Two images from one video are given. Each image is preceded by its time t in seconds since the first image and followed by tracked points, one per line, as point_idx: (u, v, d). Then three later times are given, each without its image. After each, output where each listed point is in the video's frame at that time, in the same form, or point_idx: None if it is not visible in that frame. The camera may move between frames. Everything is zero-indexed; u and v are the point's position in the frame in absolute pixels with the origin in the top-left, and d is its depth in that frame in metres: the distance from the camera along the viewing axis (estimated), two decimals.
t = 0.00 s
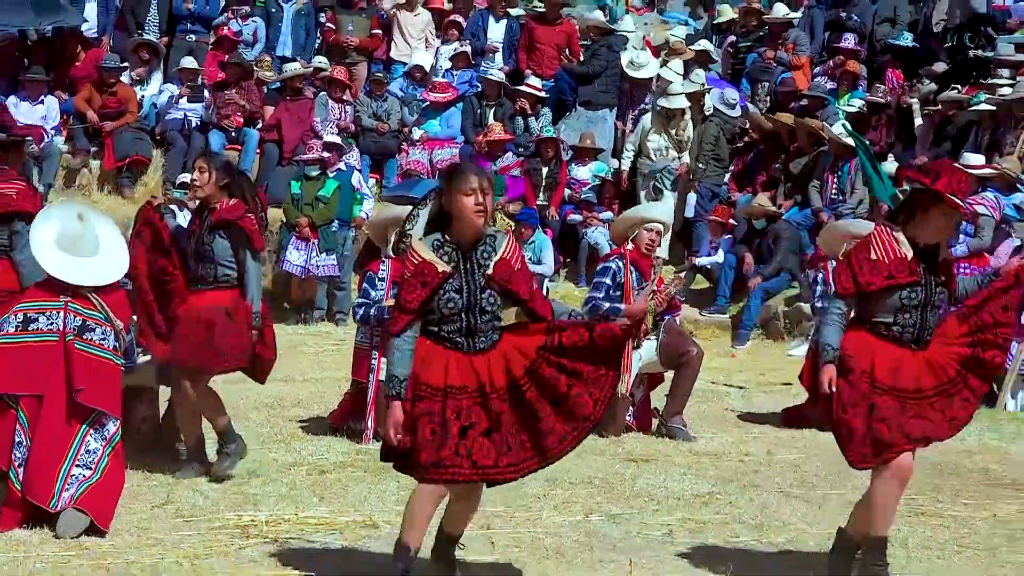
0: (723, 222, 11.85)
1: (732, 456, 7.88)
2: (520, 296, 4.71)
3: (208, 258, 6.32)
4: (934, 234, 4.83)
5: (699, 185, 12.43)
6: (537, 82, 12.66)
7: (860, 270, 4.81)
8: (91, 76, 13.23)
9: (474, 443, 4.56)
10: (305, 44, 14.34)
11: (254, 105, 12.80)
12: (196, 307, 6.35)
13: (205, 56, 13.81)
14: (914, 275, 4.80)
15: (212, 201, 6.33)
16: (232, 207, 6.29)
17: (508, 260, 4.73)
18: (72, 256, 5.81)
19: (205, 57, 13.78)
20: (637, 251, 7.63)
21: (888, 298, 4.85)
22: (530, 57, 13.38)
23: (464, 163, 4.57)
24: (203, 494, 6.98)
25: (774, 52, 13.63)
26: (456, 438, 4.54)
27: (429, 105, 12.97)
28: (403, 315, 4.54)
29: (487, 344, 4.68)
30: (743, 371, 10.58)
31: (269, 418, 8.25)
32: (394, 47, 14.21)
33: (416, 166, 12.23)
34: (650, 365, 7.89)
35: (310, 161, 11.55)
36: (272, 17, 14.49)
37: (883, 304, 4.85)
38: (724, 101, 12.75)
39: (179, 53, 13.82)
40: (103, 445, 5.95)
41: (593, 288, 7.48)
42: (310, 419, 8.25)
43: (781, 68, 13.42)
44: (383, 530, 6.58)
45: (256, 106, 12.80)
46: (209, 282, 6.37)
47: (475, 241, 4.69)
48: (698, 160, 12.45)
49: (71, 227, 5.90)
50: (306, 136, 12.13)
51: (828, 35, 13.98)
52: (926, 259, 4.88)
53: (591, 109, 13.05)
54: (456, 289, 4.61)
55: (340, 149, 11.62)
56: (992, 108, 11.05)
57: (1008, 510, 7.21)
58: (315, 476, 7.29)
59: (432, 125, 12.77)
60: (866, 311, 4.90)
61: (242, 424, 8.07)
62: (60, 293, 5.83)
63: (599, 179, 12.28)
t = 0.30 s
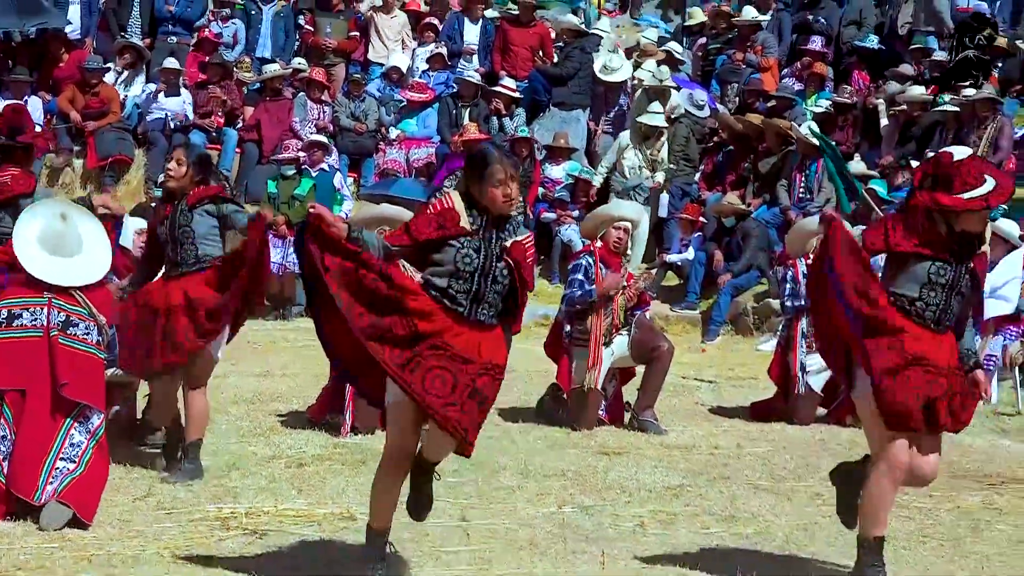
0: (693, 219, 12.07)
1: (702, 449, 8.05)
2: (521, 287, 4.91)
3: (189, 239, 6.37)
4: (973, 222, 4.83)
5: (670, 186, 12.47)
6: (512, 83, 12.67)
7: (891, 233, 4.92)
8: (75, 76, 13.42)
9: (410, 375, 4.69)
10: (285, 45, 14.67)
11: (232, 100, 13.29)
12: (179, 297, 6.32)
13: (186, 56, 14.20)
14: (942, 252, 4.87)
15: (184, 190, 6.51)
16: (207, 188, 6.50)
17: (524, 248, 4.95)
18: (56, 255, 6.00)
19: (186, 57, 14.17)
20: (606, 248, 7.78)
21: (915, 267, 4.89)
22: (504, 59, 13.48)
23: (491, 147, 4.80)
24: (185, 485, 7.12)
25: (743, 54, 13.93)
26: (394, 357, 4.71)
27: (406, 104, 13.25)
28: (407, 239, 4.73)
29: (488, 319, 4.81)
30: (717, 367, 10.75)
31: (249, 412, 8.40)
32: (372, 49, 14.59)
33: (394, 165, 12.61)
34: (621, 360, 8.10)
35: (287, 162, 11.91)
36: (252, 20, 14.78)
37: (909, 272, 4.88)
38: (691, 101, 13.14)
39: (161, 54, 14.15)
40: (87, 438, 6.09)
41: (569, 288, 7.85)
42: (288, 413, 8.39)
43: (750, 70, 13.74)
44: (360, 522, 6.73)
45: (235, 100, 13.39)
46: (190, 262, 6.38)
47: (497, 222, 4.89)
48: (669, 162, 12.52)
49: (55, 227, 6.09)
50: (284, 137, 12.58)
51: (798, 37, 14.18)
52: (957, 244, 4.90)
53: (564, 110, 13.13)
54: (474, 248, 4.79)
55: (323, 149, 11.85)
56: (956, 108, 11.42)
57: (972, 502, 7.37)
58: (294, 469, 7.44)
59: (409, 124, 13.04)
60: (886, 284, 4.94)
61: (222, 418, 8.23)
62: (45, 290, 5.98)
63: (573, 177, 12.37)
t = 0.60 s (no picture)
0: (654, 215, 12.09)
1: (663, 445, 8.08)
2: (541, 303, 4.71)
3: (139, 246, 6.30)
4: (990, 221, 4.77)
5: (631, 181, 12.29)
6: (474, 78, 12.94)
7: (921, 249, 4.68)
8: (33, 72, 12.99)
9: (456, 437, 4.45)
10: (246, 40, 14.76)
11: (193, 98, 13.52)
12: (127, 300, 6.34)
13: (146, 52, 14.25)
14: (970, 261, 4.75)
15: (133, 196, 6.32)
16: (157, 192, 6.31)
17: (534, 259, 4.75)
18: (17, 252, 5.94)
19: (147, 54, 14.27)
20: (566, 243, 7.83)
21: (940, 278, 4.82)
22: (466, 55, 13.61)
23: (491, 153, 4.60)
24: (146, 483, 7.09)
25: (704, 51, 13.91)
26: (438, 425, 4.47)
27: (368, 100, 13.39)
28: (416, 298, 4.56)
29: (511, 344, 4.63)
30: (680, 363, 10.78)
31: (210, 409, 8.38)
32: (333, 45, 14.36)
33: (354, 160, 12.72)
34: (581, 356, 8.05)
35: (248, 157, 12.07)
36: (212, 16, 14.98)
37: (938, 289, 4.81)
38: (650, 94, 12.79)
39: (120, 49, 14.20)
40: (47, 434, 6.06)
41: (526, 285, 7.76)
42: (249, 409, 8.38)
43: (711, 66, 13.77)
44: (320, 519, 6.71)
45: (194, 100, 13.51)
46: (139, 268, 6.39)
47: (500, 236, 4.70)
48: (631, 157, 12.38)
49: (15, 224, 6.04)
50: (245, 132, 12.66)
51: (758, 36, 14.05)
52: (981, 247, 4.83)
53: (525, 106, 13.16)
54: (482, 280, 4.60)
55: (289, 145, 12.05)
56: (916, 105, 11.34)
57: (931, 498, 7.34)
58: (255, 466, 7.41)
59: (370, 121, 13.23)
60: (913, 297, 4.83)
61: (183, 416, 8.20)
62: (4, 287, 5.93)
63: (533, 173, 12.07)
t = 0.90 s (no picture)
0: (624, 209, 11.86)
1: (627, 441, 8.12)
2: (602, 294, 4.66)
3: (83, 250, 6.40)
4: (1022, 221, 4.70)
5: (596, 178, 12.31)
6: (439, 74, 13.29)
7: (954, 260, 4.70)
8: None
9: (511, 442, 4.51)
10: (209, 36, 14.85)
11: (156, 99, 13.47)
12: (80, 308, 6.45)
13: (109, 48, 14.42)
14: (1005, 267, 4.70)
15: (81, 191, 6.32)
16: (101, 195, 6.33)
17: (588, 250, 4.68)
18: None
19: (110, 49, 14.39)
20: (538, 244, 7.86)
21: (976, 288, 4.73)
22: (429, 50, 13.96)
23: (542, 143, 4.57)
24: (110, 481, 7.07)
25: (667, 47, 13.91)
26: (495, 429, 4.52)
27: (332, 96, 13.40)
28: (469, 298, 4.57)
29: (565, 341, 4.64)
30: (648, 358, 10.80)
31: (173, 406, 8.38)
32: (297, 41, 14.42)
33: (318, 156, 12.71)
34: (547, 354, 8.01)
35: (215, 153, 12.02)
36: (176, 11, 15.06)
37: (971, 294, 4.74)
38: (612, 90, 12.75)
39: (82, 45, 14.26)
40: (11, 433, 5.26)
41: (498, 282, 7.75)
42: (213, 407, 8.37)
43: (675, 63, 13.66)
44: (286, 515, 6.70)
45: (160, 101, 13.46)
46: (83, 272, 6.43)
47: (553, 230, 4.67)
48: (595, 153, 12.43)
49: None
50: (209, 129, 12.72)
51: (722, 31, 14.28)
52: (1014, 252, 4.75)
53: (489, 102, 13.30)
54: (533, 276, 4.61)
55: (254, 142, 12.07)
56: (879, 101, 11.38)
57: (895, 494, 7.27)
58: (220, 462, 7.39)
59: (334, 117, 13.25)
60: (945, 302, 4.82)
61: (146, 413, 8.20)
62: None
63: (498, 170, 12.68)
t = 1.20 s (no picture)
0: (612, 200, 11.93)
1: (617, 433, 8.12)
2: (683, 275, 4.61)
3: (65, 239, 6.32)
4: None
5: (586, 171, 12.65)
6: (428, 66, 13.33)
7: None
8: None
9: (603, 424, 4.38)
10: (198, 28, 14.95)
11: (145, 93, 13.50)
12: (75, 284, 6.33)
13: (98, 40, 14.50)
14: None
15: (65, 184, 6.30)
16: (83, 185, 6.28)
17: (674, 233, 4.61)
18: None
19: (98, 42, 14.48)
20: (527, 236, 7.88)
21: None
22: (418, 43, 14.03)
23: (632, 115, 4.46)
24: (98, 473, 7.06)
25: (656, 39, 13.90)
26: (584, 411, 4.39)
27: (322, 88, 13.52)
28: (572, 260, 4.31)
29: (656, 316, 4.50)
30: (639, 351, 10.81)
31: (161, 399, 8.38)
32: (286, 32, 14.65)
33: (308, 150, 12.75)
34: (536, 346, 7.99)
35: (207, 145, 11.95)
36: (164, 4, 15.04)
37: None
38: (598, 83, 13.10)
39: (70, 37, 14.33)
40: None
41: (486, 273, 7.79)
42: (202, 399, 8.37)
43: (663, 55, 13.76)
44: (276, 508, 6.70)
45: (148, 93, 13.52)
46: (70, 262, 6.34)
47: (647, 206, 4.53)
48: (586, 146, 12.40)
49: None
50: (197, 121, 12.74)
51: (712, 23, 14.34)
52: None
53: (477, 95, 13.23)
54: (636, 245, 4.45)
55: (243, 135, 12.26)
56: (867, 93, 11.37)
57: (884, 486, 7.26)
58: (209, 454, 7.39)
59: (322, 109, 13.32)
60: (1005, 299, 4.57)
61: (134, 405, 8.20)
62: None
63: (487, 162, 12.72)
